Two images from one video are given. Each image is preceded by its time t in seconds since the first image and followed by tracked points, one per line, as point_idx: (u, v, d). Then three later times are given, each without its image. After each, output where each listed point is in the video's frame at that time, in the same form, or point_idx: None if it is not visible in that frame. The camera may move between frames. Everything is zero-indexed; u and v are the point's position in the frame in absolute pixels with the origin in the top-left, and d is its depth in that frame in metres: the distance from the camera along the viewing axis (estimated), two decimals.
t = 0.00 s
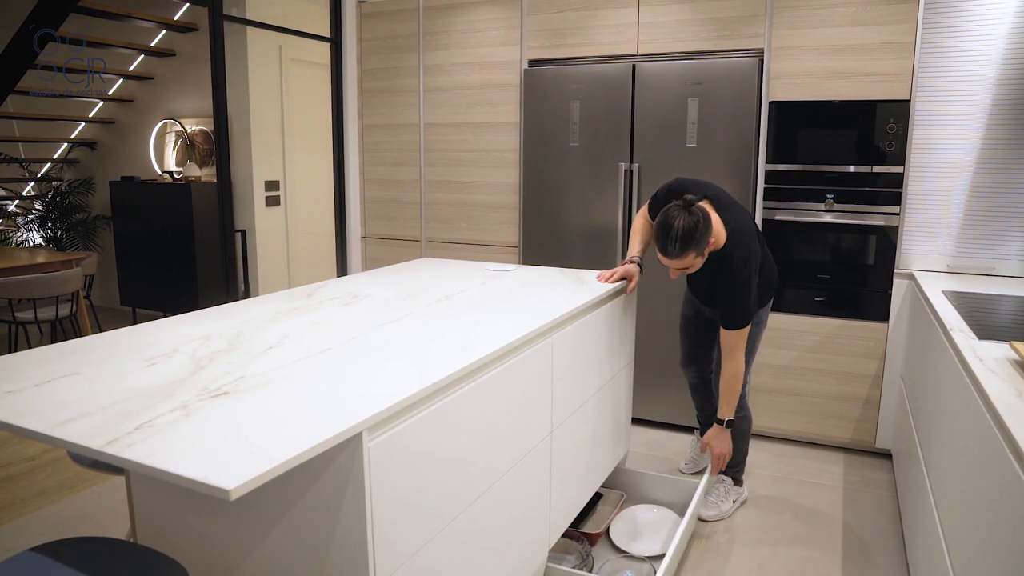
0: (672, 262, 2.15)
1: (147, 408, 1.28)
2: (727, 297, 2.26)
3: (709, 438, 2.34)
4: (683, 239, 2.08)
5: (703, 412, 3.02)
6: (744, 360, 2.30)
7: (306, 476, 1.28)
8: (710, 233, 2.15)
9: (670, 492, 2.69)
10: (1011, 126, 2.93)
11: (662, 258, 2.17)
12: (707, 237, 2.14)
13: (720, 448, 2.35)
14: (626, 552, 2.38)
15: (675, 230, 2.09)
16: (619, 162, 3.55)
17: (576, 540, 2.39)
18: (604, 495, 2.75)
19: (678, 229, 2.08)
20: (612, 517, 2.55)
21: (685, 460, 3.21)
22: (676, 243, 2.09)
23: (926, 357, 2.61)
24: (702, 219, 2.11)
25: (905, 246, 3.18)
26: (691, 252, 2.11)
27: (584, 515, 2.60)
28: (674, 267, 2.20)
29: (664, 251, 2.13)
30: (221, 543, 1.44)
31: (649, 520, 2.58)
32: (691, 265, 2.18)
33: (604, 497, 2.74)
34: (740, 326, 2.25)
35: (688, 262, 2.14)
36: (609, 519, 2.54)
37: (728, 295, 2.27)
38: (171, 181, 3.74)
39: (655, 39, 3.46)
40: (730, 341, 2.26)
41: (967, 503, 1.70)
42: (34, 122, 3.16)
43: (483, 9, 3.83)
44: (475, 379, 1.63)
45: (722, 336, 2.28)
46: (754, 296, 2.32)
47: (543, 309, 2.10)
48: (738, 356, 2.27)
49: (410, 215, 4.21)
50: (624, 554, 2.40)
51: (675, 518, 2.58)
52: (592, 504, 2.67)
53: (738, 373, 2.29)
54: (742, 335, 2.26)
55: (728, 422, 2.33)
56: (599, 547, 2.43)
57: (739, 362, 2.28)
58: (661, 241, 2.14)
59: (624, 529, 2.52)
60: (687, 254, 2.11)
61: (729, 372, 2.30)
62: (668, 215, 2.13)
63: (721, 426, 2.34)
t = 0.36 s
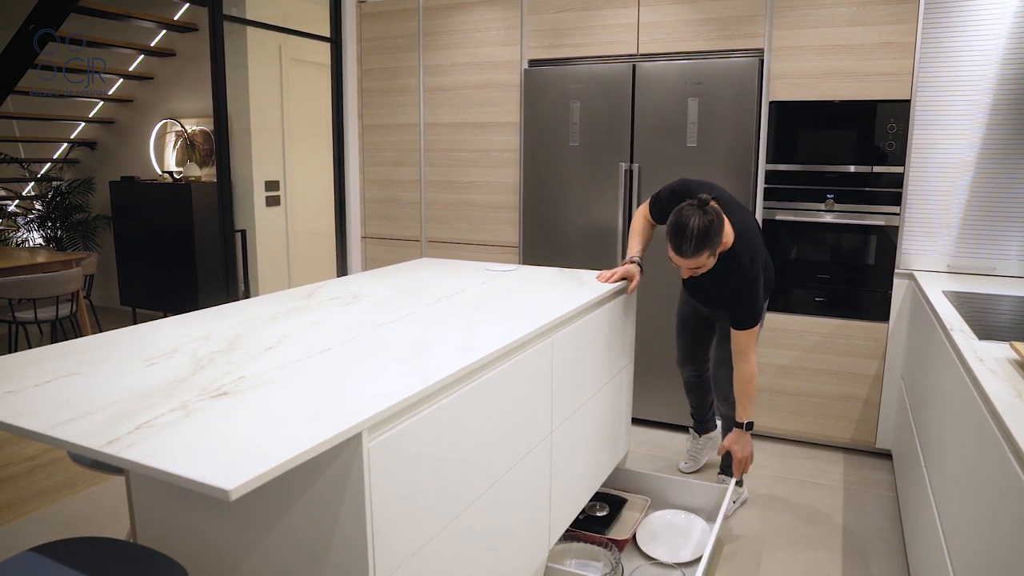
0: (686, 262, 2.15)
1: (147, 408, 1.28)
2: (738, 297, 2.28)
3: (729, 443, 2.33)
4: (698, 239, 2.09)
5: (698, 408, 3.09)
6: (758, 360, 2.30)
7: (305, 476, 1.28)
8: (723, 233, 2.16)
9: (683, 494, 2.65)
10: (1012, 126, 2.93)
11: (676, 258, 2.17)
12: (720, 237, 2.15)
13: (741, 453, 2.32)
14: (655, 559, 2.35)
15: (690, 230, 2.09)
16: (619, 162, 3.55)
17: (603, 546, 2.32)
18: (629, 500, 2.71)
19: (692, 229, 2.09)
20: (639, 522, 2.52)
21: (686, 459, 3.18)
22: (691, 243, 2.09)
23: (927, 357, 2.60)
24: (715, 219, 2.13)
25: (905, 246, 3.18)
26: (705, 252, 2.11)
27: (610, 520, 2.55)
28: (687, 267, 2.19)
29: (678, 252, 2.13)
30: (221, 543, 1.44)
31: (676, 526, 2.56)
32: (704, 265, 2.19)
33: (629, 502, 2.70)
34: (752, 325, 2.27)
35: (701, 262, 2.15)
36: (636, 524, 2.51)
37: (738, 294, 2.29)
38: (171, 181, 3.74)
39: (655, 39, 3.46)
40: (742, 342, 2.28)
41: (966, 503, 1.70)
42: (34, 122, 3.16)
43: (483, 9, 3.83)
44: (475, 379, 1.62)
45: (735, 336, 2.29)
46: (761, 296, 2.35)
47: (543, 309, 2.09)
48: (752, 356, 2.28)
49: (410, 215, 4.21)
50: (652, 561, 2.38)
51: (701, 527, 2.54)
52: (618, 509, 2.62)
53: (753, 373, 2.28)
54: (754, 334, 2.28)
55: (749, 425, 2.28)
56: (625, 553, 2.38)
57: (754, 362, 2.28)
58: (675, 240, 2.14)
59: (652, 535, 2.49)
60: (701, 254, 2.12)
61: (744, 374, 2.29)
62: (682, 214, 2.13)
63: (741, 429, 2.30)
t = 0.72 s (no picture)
0: (685, 244, 2.14)
1: (147, 408, 1.28)
2: (738, 286, 2.34)
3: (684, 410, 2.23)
4: (696, 220, 2.09)
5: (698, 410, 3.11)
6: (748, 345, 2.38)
7: (305, 477, 1.29)
8: (722, 215, 2.16)
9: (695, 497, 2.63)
10: (1011, 126, 2.93)
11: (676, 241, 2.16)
12: (718, 218, 2.15)
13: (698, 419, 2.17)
14: (665, 562, 2.34)
15: (688, 211, 2.09)
16: (619, 162, 3.55)
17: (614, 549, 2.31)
18: (638, 502, 2.69)
19: (691, 210, 2.09)
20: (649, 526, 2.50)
21: (687, 459, 3.19)
22: (690, 225, 2.09)
23: (927, 356, 2.61)
24: (713, 200, 2.13)
25: (905, 247, 3.18)
26: (704, 233, 2.11)
27: (619, 522, 2.54)
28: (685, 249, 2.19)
29: (677, 234, 2.13)
30: (221, 544, 1.44)
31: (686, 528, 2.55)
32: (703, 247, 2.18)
33: (639, 504, 2.68)
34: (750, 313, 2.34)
35: (701, 244, 2.15)
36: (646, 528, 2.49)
37: (738, 283, 2.35)
38: (171, 181, 3.74)
39: (656, 39, 3.46)
40: (739, 326, 2.34)
41: (967, 504, 1.70)
42: (34, 122, 3.16)
43: (484, 9, 3.83)
44: (474, 379, 1.63)
45: (731, 321, 2.35)
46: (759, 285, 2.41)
47: (543, 309, 2.10)
48: (745, 340, 2.35)
49: (410, 215, 4.22)
50: (662, 564, 2.37)
51: (715, 530, 2.53)
52: (628, 512, 2.61)
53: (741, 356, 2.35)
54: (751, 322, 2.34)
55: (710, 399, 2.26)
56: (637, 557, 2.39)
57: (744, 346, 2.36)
58: (673, 222, 2.13)
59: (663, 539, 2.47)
60: (700, 235, 2.11)
61: (733, 356, 2.35)
62: (680, 197, 2.13)
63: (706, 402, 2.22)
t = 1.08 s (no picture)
0: (674, 222, 2.15)
1: (148, 409, 1.28)
2: (724, 273, 2.33)
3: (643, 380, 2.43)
4: (687, 197, 2.10)
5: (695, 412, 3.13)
6: (720, 330, 2.41)
7: (306, 477, 1.29)
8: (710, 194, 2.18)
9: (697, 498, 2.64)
10: (1011, 126, 2.93)
11: (665, 219, 2.17)
12: (707, 197, 2.16)
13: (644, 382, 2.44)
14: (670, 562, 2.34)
15: (677, 188, 2.10)
16: (620, 162, 3.55)
17: (616, 549, 2.31)
18: (641, 503, 2.68)
19: (680, 187, 2.10)
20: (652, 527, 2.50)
21: (687, 459, 3.19)
22: (679, 201, 2.10)
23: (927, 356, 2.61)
24: (702, 178, 2.15)
25: (905, 246, 3.18)
26: (693, 210, 2.12)
27: (622, 523, 2.53)
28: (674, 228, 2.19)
29: (667, 211, 2.14)
30: (222, 544, 1.44)
31: (690, 530, 2.54)
32: (692, 226, 2.18)
33: (641, 505, 2.68)
34: (729, 300, 2.34)
35: (690, 222, 2.15)
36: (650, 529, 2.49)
37: (722, 269, 2.34)
38: (171, 181, 3.73)
39: (656, 39, 3.46)
40: (716, 311, 2.35)
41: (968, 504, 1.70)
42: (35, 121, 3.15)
43: (484, 9, 3.83)
44: (474, 379, 1.62)
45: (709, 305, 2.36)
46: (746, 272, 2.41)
47: (544, 309, 2.10)
48: (718, 325, 2.38)
49: (410, 215, 4.22)
50: (666, 565, 2.38)
51: (719, 530, 2.53)
52: (631, 513, 2.61)
53: (711, 340, 2.39)
54: (728, 309, 2.35)
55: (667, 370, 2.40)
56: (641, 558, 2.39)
57: (717, 329, 2.39)
58: (662, 199, 2.15)
59: (666, 539, 2.48)
60: (689, 212, 2.12)
61: (703, 337, 2.39)
62: (668, 175, 2.15)
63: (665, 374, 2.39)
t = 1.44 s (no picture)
0: (670, 208, 2.16)
1: (149, 409, 1.28)
2: (723, 263, 2.33)
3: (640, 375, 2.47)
4: (683, 183, 2.11)
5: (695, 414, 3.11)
6: (718, 325, 2.40)
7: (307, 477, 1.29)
8: (706, 181, 2.19)
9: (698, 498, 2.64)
10: (1013, 126, 2.93)
11: (662, 206, 2.18)
12: (704, 184, 2.17)
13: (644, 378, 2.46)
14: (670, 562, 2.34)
15: (674, 174, 2.11)
16: (621, 163, 3.55)
17: (617, 549, 2.30)
18: (641, 504, 2.68)
19: (677, 174, 2.11)
20: (653, 527, 2.51)
21: (687, 460, 3.20)
22: (676, 188, 2.11)
23: (928, 356, 2.61)
24: (699, 165, 2.15)
25: (907, 246, 3.18)
26: (690, 196, 2.13)
27: (622, 523, 2.53)
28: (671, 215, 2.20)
29: (663, 197, 2.15)
30: (223, 544, 1.44)
31: (690, 530, 2.54)
32: (689, 213, 2.19)
33: (642, 505, 2.68)
34: (728, 293, 2.33)
35: (687, 209, 2.16)
36: (651, 529, 2.50)
37: (722, 260, 2.35)
38: (172, 181, 3.72)
39: (657, 39, 3.46)
40: (713, 304, 2.34)
41: (969, 503, 1.70)
42: (36, 122, 3.15)
43: (485, 9, 3.83)
44: (475, 380, 1.62)
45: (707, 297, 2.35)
46: (745, 264, 2.41)
47: (544, 309, 2.10)
48: (716, 319, 2.37)
49: (412, 215, 4.22)
50: (666, 565, 2.38)
51: (720, 530, 2.53)
52: (631, 513, 2.61)
53: (710, 334, 2.37)
54: (726, 301, 2.33)
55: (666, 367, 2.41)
56: (642, 559, 2.40)
57: (712, 325, 2.37)
58: (659, 186, 2.16)
59: (665, 539, 2.47)
60: (686, 198, 2.13)
61: (702, 331, 2.37)
62: (665, 163, 2.16)
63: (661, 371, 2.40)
